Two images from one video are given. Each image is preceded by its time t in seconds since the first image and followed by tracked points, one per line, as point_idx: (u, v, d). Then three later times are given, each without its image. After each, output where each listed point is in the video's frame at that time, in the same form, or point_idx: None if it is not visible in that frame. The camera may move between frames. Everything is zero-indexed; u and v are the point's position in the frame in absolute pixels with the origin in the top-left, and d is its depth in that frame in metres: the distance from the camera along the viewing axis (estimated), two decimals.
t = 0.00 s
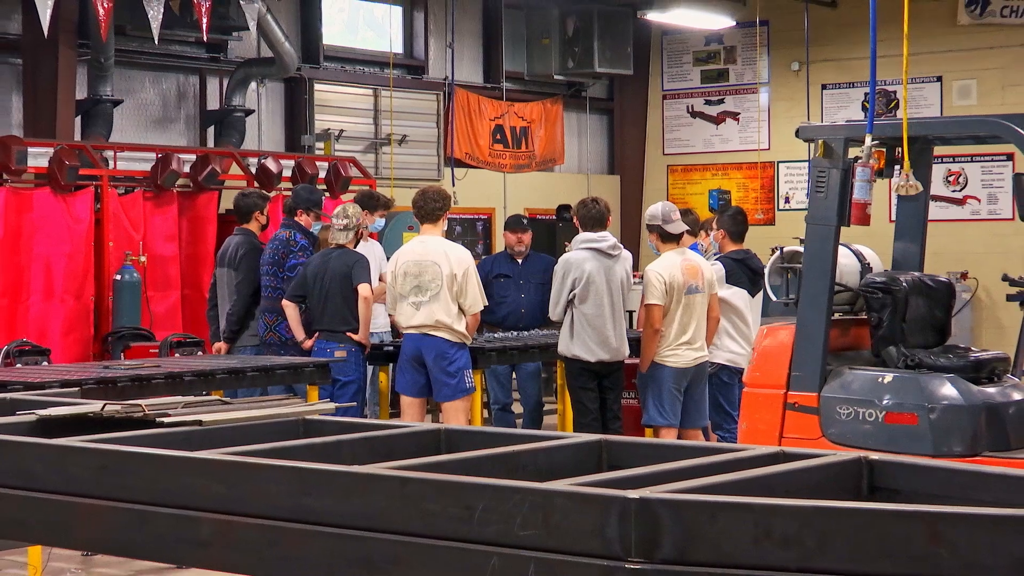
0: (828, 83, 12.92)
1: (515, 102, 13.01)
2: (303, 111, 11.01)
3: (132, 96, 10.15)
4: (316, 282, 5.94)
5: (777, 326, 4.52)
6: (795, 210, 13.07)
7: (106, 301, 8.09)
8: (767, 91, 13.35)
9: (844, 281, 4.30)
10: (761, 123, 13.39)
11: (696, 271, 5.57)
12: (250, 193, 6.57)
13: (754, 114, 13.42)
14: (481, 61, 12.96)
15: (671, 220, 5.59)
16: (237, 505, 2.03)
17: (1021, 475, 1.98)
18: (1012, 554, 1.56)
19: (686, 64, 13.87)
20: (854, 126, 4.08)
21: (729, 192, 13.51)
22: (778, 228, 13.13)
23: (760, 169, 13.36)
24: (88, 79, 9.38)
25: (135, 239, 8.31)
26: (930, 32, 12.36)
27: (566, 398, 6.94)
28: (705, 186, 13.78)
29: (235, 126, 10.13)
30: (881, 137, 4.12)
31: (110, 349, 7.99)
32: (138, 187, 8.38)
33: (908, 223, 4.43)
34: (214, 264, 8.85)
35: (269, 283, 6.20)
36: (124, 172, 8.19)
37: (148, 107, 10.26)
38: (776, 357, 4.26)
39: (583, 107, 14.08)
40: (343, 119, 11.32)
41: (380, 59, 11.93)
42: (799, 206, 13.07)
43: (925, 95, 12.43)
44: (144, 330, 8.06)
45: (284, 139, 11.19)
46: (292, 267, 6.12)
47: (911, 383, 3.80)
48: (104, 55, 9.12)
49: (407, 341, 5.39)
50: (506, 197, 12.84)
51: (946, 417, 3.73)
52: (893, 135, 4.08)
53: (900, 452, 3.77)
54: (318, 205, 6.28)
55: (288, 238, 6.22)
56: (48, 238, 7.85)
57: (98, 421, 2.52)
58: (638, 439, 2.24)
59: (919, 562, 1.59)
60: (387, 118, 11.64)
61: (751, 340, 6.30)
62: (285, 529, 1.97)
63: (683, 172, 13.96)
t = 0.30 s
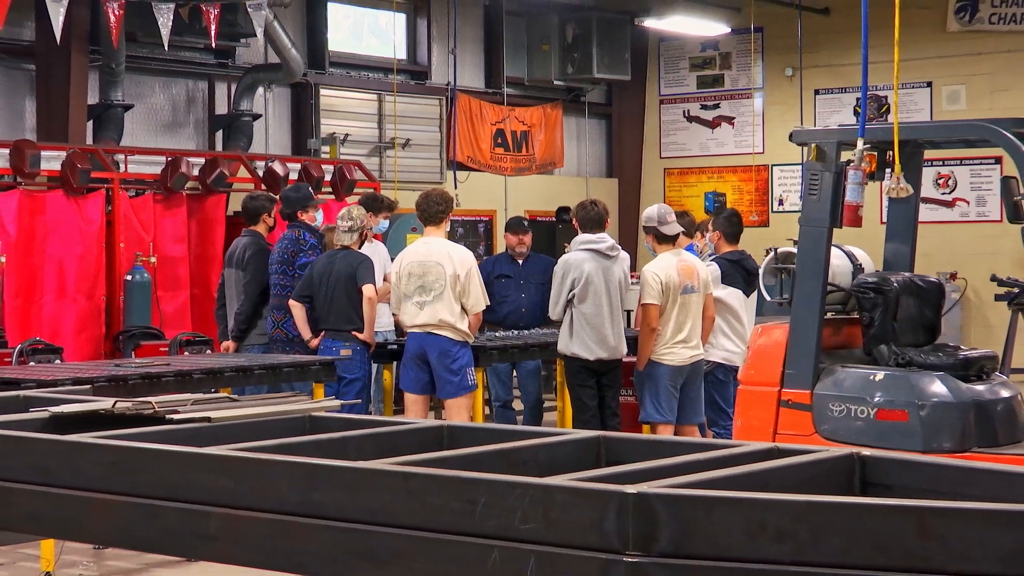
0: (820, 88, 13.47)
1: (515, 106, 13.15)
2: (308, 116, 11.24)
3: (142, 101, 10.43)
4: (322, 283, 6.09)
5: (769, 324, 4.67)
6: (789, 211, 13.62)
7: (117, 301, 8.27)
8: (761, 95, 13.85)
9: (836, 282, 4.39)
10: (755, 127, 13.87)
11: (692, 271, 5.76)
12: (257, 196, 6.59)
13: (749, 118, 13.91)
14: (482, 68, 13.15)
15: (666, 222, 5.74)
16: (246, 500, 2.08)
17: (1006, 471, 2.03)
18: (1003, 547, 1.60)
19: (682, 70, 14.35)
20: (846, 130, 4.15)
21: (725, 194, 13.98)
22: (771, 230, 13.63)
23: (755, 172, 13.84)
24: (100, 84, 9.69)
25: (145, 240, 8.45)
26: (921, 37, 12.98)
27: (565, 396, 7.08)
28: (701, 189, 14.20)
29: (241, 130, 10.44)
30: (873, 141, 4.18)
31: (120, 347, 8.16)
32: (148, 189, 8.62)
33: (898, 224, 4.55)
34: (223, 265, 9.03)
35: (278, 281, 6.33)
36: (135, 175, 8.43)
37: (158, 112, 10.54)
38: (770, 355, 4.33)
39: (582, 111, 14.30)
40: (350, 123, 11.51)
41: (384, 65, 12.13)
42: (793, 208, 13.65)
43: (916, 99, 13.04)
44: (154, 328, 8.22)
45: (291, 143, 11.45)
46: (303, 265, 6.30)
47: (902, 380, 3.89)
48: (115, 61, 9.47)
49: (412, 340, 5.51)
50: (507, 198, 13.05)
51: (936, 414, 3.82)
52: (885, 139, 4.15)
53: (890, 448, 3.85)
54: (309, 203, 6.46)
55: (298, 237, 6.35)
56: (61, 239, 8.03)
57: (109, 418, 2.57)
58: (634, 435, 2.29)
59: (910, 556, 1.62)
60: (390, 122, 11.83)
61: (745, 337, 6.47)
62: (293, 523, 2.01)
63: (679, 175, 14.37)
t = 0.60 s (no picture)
0: (815, 94, 14.43)
1: (518, 111, 13.98)
2: (317, 120, 11.93)
3: (154, 106, 11.04)
4: (330, 283, 6.27)
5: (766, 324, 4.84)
6: (784, 213, 14.55)
7: (131, 300, 8.75)
8: (757, 101, 14.87)
9: (831, 281, 4.59)
10: (752, 131, 14.87)
11: (690, 272, 6.04)
12: (268, 198, 6.83)
13: (745, 123, 14.91)
14: (487, 73, 13.90)
15: (665, 224, 5.99)
16: (255, 494, 2.10)
17: (995, 465, 2.07)
18: (997, 541, 1.60)
19: (681, 76, 15.41)
20: (840, 134, 4.36)
21: (722, 196, 15.00)
22: (768, 231, 14.58)
23: (752, 176, 14.82)
24: (113, 89, 10.24)
25: (158, 241, 8.96)
26: (910, 45, 13.90)
27: (567, 392, 7.24)
28: (700, 192, 15.25)
29: (252, 134, 11.10)
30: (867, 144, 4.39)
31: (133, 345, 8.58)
32: (161, 191, 9.12)
33: (892, 226, 4.74)
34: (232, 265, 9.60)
35: (288, 285, 6.46)
36: (148, 178, 8.96)
37: (170, 117, 11.16)
38: (766, 354, 4.58)
39: (583, 116, 15.16)
40: (357, 128, 12.27)
41: (390, 71, 12.86)
42: (788, 210, 14.56)
43: (907, 104, 13.95)
44: (166, 327, 8.66)
45: (300, 147, 12.15)
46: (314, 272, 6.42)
47: (895, 378, 4.14)
48: (129, 67, 10.06)
49: (419, 338, 5.77)
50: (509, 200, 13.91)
51: (927, 410, 4.06)
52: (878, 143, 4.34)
53: (883, 442, 4.10)
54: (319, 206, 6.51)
55: (308, 243, 6.47)
56: (77, 241, 8.45)
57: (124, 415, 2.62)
58: (635, 431, 2.35)
59: (903, 550, 1.63)
60: (397, 127, 12.61)
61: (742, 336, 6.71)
62: (300, 517, 2.04)
63: (678, 177, 15.39)
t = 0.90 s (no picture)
0: (812, 99, 15.07)
1: (522, 116, 14.27)
2: (327, 124, 12.37)
3: (169, 111, 11.51)
4: (339, 283, 6.45)
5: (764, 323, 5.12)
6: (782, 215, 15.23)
7: (145, 300, 9.12)
8: (755, 105, 15.45)
9: (828, 281, 4.87)
10: (750, 135, 15.44)
11: (689, 272, 6.18)
12: (278, 201, 7.02)
13: (744, 127, 15.47)
14: (492, 79, 14.48)
15: (666, 227, 6.10)
16: (266, 487, 2.13)
17: (987, 461, 2.12)
18: (985, 535, 1.64)
19: (680, 82, 15.88)
20: (836, 138, 4.66)
21: (722, 198, 15.54)
22: (765, 233, 15.27)
23: (750, 178, 15.38)
24: (128, 95, 10.67)
25: (173, 243, 9.37)
26: (905, 49, 14.57)
27: (571, 390, 7.33)
28: (699, 194, 15.75)
29: (263, 138, 11.58)
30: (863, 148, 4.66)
31: (149, 344, 8.93)
32: (176, 194, 9.55)
33: (885, 227, 5.06)
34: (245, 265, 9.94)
35: (298, 287, 6.68)
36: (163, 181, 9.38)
37: (184, 121, 11.63)
38: (765, 352, 4.86)
39: (587, 120, 15.81)
40: (365, 132, 12.67)
41: (398, 77, 13.27)
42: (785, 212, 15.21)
43: (902, 108, 14.67)
44: (180, 326, 9.00)
45: (310, 150, 12.61)
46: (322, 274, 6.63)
47: (889, 376, 4.43)
48: (144, 73, 10.49)
49: (428, 337, 5.94)
50: (515, 202, 14.33)
51: (920, 407, 4.34)
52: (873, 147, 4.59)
53: (879, 437, 4.39)
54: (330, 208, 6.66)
55: (317, 246, 6.68)
56: (93, 242, 8.88)
57: (139, 412, 2.66)
58: (638, 429, 2.41)
59: (897, 544, 1.65)
60: (405, 132, 12.94)
61: (741, 335, 6.83)
62: (309, 510, 2.06)
63: (678, 181, 15.91)
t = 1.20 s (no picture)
0: (810, 103, 15.20)
1: (527, 120, 14.46)
2: (338, 129, 12.58)
3: (184, 116, 11.70)
4: (348, 283, 6.54)
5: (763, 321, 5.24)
6: (779, 217, 15.31)
7: (161, 300, 9.37)
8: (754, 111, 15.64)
9: (824, 281, 4.99)
10: (749, 139, 15.65)
11: (690, 273, 6.27)
12: (290, 203, 7.07)
13: (743, 131, 15.68)
14: (498, 85, 14.69)
15: (666, 228, 6.15)
16: (278, 482, 2.17)
17: (979, 456, 2.17)
18: (977, 527, 1.66)
19: (682, 87, 16.18)
20: (832, 142, 4.71)
21: (721, 201, 15.73)
22: (763, 235, 15.34)
23: (748, 181, 15.60)
24: (144, 100, 10.81)
25: (187, 244, 9.59)
26: (901, 53, 14.88)
27: (575, 387, 7.43)
28: (699, 197, 16.01)
29: (275, 142, 11.72)
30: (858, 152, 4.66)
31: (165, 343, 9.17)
32: (190, 198, 9.74)
33: (880, 229, 5.12)
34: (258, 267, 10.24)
35: (309, 287, 6.80)
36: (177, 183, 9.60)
37: (199, 125, 11.82)
38: (763, 351, 4.94)
39: (589, 125, 15.95)
40: (373, 136, 12.89)
41: (406, 82, 13.51)
42: (782, 214, 15.31)
43: (897, 114, 14.96)
44: (194, 326, 9.23)
45: (321, 153, 12.80)
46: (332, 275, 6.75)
47: (884, 374, 4.49)
48: (160, 79, 10.60)
49: (436, 336, 6.02)
50: (520, 205, 14.49)
51: (915, 404, 4.41)
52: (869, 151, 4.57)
53: (874, 433, 4.45)
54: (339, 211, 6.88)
55: (327, 248, 6.77)
56: (109, 244, 9.13)
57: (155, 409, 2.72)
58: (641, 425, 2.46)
59: (890, 536, 1.68)
60: (412, 136, 13.24)
61: (740, 334, 6.92)
62: (319, 504, 2.10)
63: (679, 184, 16.15)
